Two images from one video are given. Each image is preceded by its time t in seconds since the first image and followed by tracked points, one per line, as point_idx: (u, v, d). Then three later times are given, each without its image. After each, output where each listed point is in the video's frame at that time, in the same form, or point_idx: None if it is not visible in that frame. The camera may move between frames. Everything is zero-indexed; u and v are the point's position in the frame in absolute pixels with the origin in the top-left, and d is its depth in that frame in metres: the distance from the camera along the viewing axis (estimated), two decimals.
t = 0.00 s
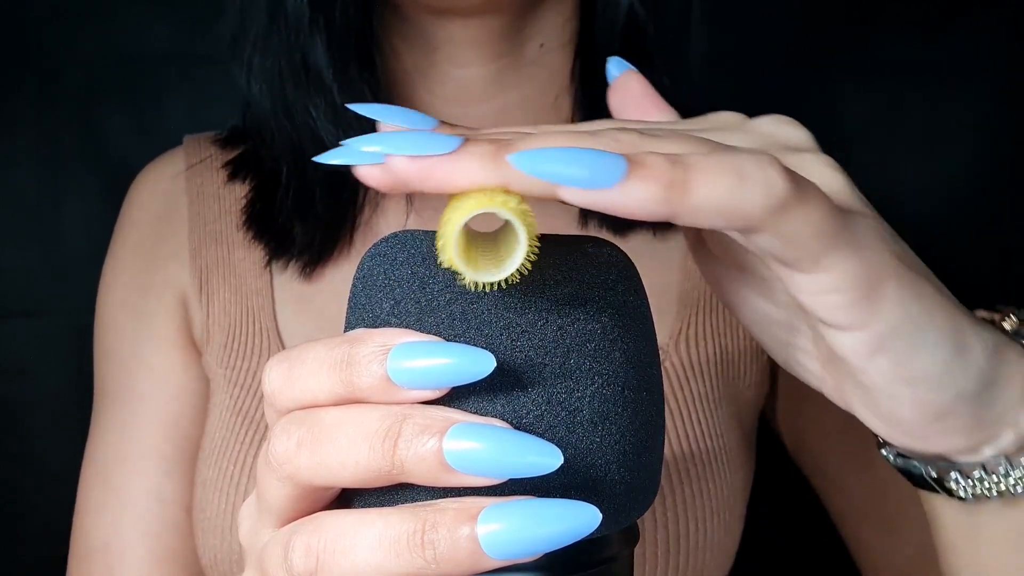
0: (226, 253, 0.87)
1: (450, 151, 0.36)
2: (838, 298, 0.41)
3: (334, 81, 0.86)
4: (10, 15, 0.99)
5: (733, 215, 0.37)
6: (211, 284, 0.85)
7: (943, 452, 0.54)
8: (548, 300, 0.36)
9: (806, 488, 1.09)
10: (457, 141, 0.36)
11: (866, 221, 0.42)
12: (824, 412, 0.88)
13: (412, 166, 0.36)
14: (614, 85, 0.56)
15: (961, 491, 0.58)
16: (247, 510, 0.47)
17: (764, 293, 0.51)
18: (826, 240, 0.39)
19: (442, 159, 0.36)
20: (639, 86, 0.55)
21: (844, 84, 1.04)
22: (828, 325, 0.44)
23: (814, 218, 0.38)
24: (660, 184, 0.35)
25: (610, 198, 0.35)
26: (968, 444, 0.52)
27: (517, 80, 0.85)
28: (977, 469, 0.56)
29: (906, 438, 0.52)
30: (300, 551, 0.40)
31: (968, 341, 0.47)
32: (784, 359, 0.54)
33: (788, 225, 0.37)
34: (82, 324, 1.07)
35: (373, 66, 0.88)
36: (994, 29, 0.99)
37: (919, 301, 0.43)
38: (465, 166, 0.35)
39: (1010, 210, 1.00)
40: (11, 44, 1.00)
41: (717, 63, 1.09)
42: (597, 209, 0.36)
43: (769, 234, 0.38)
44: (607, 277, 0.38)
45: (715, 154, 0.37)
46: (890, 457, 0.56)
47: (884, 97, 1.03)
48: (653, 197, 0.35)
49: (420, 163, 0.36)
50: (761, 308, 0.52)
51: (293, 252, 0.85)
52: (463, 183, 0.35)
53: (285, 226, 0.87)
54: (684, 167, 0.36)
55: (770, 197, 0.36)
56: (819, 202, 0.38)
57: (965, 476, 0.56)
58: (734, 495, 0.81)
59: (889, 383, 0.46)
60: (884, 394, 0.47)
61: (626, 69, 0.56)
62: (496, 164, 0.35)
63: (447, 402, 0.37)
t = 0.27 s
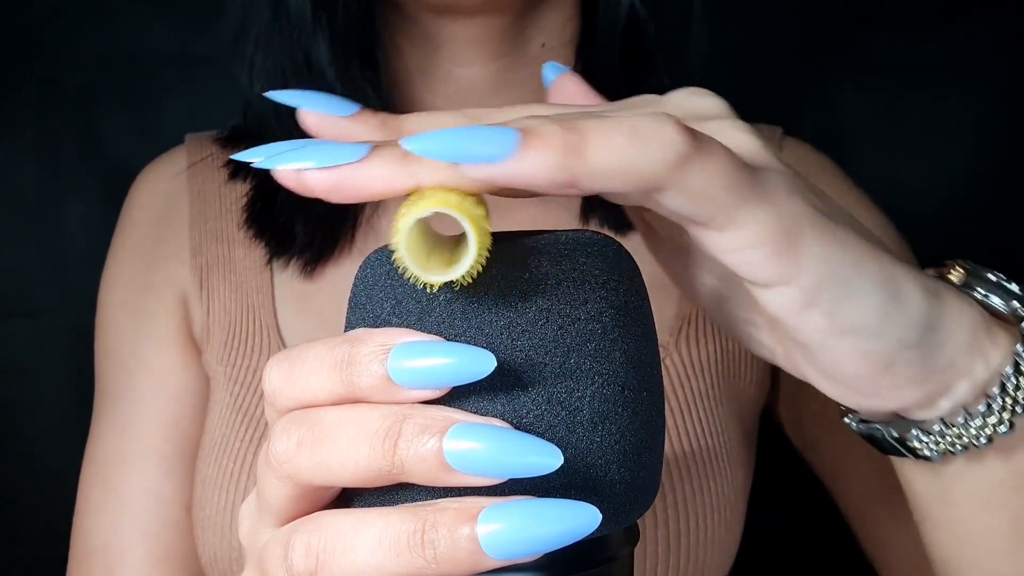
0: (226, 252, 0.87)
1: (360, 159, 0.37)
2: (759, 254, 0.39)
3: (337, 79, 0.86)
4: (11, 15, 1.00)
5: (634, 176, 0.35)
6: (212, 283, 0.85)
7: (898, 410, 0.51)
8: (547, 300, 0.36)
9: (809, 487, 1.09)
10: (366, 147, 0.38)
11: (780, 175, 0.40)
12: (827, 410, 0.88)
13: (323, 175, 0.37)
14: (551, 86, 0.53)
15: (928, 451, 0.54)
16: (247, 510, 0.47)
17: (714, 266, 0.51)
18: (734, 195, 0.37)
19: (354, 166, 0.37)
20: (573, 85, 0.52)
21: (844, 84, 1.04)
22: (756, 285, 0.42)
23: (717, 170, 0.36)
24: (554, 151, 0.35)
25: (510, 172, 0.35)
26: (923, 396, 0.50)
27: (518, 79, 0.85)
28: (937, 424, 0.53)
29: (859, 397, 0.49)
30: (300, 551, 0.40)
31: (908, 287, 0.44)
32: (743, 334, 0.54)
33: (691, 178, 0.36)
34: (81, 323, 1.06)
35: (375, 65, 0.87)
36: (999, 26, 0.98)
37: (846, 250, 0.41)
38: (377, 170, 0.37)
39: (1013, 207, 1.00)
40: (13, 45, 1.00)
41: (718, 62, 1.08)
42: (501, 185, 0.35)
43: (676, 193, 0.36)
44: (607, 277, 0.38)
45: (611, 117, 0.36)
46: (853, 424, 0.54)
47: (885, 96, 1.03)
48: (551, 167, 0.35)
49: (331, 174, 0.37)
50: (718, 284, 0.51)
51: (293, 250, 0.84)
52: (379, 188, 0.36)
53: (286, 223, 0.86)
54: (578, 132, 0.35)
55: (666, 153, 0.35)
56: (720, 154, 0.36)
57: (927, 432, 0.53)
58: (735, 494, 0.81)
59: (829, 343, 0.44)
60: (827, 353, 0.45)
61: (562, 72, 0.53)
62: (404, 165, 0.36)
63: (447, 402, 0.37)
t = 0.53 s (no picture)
0: (227, 251, 0.87)
1: (313, 164, 0.39)
2: (723, 229, 0.40)
3: (340, 79, 0.86)
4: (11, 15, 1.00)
5: (592, 156, 0.36)
6: (213, 282, 0.85)
7: (881, 375, 0.51)
8: (548, 300, 0.36)
9: (809, 485, 1.09)
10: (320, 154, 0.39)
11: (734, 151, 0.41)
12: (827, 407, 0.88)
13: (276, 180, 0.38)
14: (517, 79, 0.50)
15: (913, 414, 0.53)
16: (247, 510, 0.47)
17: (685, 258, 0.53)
18: (692, 170, 0.38)
19: (305, 172, 0.38)
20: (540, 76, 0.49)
21: (845, 84, 1.04)
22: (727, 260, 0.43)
23: (675, 146, 0.37)
24: (510, 132, 0.35)
25: (463, 150, 0.34)
26: (905, 357, 0.50)
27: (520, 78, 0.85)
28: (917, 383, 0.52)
29: (841, 364, 0.50)
30: (300, 551, 0.40)
31: (875, 251, 0.45)
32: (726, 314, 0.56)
33: (649, 158, 0.37)
34: (82, 322, 1.07)
35: (378, 64, 0.87)
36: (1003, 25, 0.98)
37: (810, 217, 0.42)
38: (328, 176, 0.38)
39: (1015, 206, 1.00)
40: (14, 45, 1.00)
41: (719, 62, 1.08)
42: (450, 164, 0.35)
43: (636, 173, 0.37)
44: (609, 277, 0.38)
45: (567, 99, 0.36)
46: (837, 391, 0.54)
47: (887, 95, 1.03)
48: (507, 147, 0.35)
49: (283, 178, 0.38)
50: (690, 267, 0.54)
51: (295, 248, 0.85)
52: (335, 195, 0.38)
53: (286, 221, 0.85)
54: (533, 114, 0.35)
55: (622, 134, 0.36)
56: (674, 133, 0.37)
57: (907, 392, 0.53)
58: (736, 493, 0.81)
59: (803, 312, 0.45)
60: (804, 321, 0.46)
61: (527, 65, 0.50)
62: (358, 172, 0.37)
63: (447, 402, 0.37)
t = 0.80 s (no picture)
0: (229, 251, 0.87)
1: (307, 168, 0.38)
2: (715, 219, 0.41)
3: (344, 79, 0.86)
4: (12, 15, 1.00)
5: (585, 151, 0.35)
6: (215, 283, 0.85)
7: (871, 360, 0.51)
8: (549, 300, 0.36)
9: (811, 487, 1.09)
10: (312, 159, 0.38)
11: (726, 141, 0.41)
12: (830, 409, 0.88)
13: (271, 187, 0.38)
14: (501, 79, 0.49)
15: (905, 397, 0.53)
16: (247, 509, 0.48)
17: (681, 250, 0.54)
18: (685, 159, 0.38)
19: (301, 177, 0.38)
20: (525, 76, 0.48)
21: (848, 84, 1.04)
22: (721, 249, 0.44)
23: (667, 137, 0.37)
24: (505, 128, 0.34)
25: (458, 146, 0.34)
26: (898, 340, 0.50)
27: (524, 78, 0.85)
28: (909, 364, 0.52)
29: (838, 350, 0.50)
30: (300, 551, 0.40)
31: (867, 236, 0.45)
32: (724, 306, 0.56)
33: (641, 149, 0.36)
34: (84, 322, 1.07)
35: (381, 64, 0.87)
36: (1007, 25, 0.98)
37: (802, 204, 0.42)
38: (322, 180, 0.38)
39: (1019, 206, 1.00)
40: (16, 45, 1.01)
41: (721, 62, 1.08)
42: (445, 161, 0.34)
43: (630, 165, 0.37)
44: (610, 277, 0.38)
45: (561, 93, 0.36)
46: (830, 376, 0.54)
47: (889, 96, 1.03)
48: (503, 142, 0.34)
49: (278, 184, 0.38)
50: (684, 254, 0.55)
51: (298, 248, 0.85)
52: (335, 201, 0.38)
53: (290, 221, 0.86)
54: (528, 110, 0.35)
55: (614, 125, 0.35)
56: (664, 124, 0.37)
57: (900, 374, 0.52)
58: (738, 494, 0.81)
59: (797, 298, 0.46)
60: (800, 308, 0.47)
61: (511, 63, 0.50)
62: (355, 177, 0.37)
63: (447, 402, 0.37)
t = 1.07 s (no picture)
0: (229, 251, 0.87)
1: (394, 162, 0.37)
2: (791, 228, 0.41)
3: (345, 78, 0.86)
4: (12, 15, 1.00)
5: (683, 151, 0.36)
6: (215, 283, 0.85)
7: (914, 379, 0.52)
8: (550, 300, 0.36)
9: (810, 488, 1.09)
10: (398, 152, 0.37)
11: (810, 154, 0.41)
12: (829, 410, 0.88)
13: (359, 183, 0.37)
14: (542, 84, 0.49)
15: (943, 417, 0.54)
16: (247, 509, 0.47)
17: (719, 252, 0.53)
18: (768, 166, 0.38)
19: (387, 172, 0.37)
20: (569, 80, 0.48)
21: (848, 85, 1.04)
22: (785, 257, 0.43)
23: (756, 147, 0.38)
24: (606, 132, 0.35)
25: (567, 154, 0.35)
26: (941, 361, 0.50)
27: (524, 78, 0.85)
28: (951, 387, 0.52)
29: (880, 365, 0.51)
30: (300, 550, 0.40)
31: (922, 251, 0.46)
32: (763, 317, 0.55)
33: (733, 153, 0.37)
34: (83, 322, 1.07)
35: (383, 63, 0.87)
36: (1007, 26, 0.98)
37: (873, 221, 0.42)
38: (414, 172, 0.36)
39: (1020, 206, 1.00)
40: (17, 45, 1.01)
41: (722, 63, 1.08)
42: (557, 170, 0.36)
43: (721, 167, 0.37)
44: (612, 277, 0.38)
45: (652, 95, 0.36)
46: (868, 395, 0.54)
47: (889, 96, 1.03)
48: (606, 146, 0.35)
49: (365, 181, 0.37)
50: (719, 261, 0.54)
51: (299, 248, 0.85)
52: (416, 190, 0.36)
53: (291, 221, 0.87)
54: (624, 112, 0.36)
55: (708, 129, 0.36)
56: (752, 133, 0.38)
57: (940, 396, 0.53)
58: (738, 496, 0.81)
59: (852, 312, 0.46)
60: (852, 322, 0.47)
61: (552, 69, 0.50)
62: (444, 166, 0.36)
63: (447, 402, 0.37)
